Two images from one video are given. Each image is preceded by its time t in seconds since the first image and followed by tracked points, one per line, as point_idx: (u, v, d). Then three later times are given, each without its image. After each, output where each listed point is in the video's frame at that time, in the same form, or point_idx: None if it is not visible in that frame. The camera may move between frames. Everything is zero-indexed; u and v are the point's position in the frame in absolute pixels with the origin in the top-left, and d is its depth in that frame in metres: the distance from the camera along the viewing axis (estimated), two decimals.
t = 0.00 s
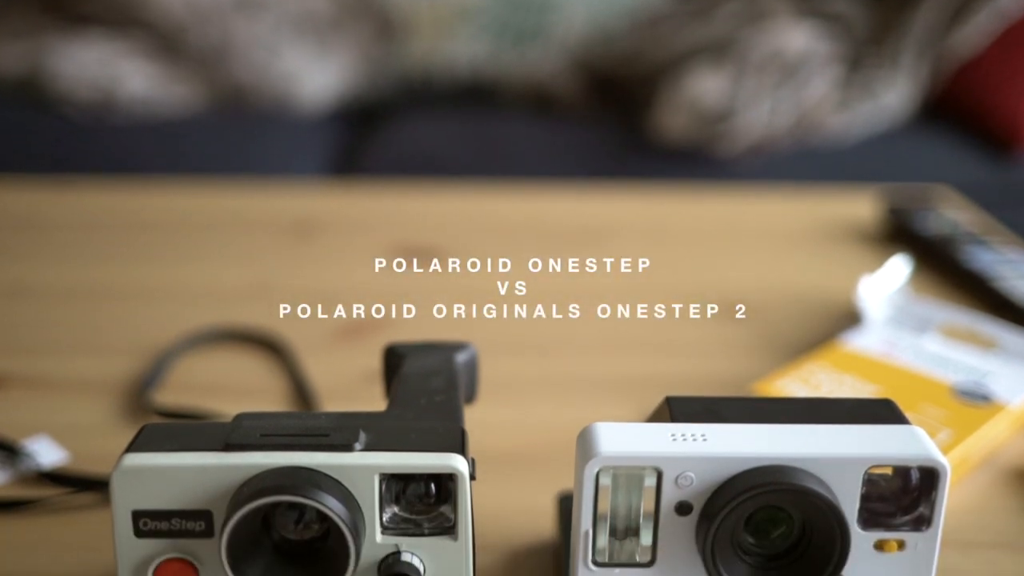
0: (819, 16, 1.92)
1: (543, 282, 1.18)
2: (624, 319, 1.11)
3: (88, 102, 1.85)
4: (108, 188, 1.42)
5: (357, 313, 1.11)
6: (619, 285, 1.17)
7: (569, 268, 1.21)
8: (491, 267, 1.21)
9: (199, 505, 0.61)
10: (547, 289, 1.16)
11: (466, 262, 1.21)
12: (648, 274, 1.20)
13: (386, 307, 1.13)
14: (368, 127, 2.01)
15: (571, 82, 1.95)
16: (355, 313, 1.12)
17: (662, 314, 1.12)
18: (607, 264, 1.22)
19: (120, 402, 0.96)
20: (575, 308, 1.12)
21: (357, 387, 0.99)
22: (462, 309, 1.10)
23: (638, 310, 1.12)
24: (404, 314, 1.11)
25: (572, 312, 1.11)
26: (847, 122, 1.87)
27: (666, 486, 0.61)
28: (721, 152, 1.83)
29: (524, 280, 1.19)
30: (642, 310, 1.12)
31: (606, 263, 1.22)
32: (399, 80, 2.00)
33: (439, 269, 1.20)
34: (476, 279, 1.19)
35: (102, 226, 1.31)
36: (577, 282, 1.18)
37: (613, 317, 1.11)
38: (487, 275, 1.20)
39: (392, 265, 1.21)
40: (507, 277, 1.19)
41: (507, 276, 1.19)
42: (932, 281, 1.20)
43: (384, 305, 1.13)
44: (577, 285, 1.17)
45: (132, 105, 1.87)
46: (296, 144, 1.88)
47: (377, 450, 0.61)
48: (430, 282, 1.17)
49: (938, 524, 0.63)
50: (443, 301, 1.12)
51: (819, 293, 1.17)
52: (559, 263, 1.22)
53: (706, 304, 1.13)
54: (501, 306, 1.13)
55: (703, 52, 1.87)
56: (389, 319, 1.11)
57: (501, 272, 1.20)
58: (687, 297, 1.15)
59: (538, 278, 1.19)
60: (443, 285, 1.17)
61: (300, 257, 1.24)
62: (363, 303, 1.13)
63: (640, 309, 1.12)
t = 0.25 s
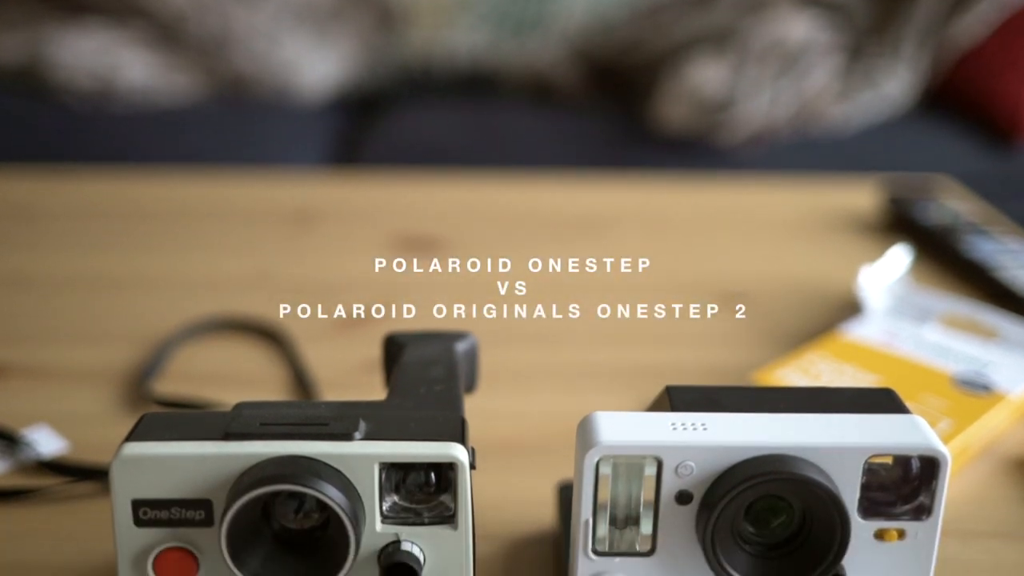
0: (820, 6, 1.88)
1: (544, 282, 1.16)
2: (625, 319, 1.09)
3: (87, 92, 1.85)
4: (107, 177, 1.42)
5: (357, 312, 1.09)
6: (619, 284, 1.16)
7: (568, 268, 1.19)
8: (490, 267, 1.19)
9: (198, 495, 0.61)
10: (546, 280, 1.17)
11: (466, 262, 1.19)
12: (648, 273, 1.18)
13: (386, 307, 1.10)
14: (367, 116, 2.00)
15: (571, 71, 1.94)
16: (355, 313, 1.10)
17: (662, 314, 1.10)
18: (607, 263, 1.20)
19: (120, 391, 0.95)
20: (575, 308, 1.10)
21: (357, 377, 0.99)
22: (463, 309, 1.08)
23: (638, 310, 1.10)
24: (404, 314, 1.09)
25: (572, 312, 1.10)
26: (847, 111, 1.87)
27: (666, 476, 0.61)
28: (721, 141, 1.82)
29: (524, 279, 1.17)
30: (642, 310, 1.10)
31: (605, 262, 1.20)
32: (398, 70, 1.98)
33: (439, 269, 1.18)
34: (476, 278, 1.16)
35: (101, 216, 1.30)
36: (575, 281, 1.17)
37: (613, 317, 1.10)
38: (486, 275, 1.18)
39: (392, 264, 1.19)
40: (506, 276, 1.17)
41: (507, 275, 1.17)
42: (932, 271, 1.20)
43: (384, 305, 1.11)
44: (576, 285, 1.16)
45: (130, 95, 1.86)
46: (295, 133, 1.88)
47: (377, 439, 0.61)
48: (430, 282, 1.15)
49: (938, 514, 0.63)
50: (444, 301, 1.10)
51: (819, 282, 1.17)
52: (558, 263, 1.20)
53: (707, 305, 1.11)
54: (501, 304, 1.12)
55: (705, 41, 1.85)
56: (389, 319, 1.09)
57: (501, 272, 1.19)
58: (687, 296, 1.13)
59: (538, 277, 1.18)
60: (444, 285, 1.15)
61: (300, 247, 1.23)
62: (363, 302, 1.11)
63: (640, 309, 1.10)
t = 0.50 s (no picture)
0: None
1: (544, 282, 1.14)
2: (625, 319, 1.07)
3: (86, 81, 1.85)
4: (106, 166, 1.42)
5: (357, 313, 1.07)
6: (619, 284, 1.13)
7: (568, 268, 1.17)
8: (491, 267, 1.16)
9: (198, 484, 0.61)
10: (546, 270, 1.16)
11: (466, 262, 1.16)
12: (648, 273, 1.15)
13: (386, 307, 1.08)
14: (367, 106, 2.00)
15: (572, 61, 1.93)
16: (355, 313, 1.07)
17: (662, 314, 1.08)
18: (607, 263, 1.17)
19: (120, 381, 0.95)
20: (575, 308, 1.08)
21: (357, 366, 0.98)
22: (462, 308, 1.05)
23: (638, 310, 1.08)
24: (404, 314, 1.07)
25: (572, 312, 1.07)
26: (848, 101, 1.86)
27: (666, 465, 0.61)
28: (722, 131, 1.82)
29: (524, 280, 1.15)
30: (642, 310, 1.08)
31: (606, 262, 1.18)
32: (397, 59, 1.97)
33: (439, 269, 1.15)
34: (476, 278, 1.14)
35: (101, 205, 1.30)
36: (576, 281, 1.14)
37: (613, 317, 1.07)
38: (486, 275, 1.15)
39: (392, 264, 1.16)
40: (507, 277, 1.15)
41: (507, 276, 1.15)
42: (933, 261, 1.19)
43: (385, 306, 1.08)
44: (577, 285, 1.13)
45: (129, 84, 1.86)
46: (294, 123, 1.87)
47: (377, 428, 0.61)
48: (430, 282, 1.12)
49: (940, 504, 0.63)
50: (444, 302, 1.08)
51: (820, 272, 1.17)
52: (558, 263, 1.17)
53: (707, 305, 1.09)
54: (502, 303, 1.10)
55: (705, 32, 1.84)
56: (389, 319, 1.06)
57: (502, 272, 1.16)
58: (687, 297, 1.10)
59: (538, 277, 1.15)
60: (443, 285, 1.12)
61: (299, 237, 1.23)
62: (363, 303, 1.09)
63: (640, 309, 1.08)
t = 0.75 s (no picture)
0: None
1: (544, 283, 1.12)
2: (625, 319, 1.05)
3: (84, 71, 1.84)
4: (104, 156, 1.41)
5: (357, 313, 1.05)
6: (619, 285, 1.11)
7: (568, 269, 1.15)
8: (491, 268, 1.14)
9: (198, 473, 0.60)
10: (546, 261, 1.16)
11: (466, 263, 1.14)
12: (648, 273, 1.13)
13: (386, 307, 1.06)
14: (366, 96, 1.99)
15: (571, 50, 1.92)
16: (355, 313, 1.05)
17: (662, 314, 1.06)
18: (607, 264, 1.15)
19: (119, 370, 0.95)
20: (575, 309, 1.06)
21: (357, 356, 0.98)
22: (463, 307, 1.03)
23: (638, 309, 1.06)
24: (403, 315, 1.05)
25: (572, 312, 1.06)
26: (848, 91, 1.86)
27: (666, 454, 0.61)
28: (723, 121, 1.82)
29: (524, 280, 1.13)
30: (642, 310, 1.06)
31: (606, 263, 1.16)
32: (396, 48, 1.97)
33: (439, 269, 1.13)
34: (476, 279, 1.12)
35: (100, 195, 1.30)
36: (576, 282, 1.12)
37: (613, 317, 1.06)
38: (486, 275, 1.13)
39: (392, 264, 1.14)
40: (506, 277, 1.13)
41: (507, 276, 1.13)
42: (934, 251, 1.19)
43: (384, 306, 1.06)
44: (577, 286, 1.11)
45: (127, 73, 1.85)
46: (293, 112, 1.87)
47: (377, 417, 0.61)
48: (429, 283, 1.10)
49: (940, 496, 0.63)
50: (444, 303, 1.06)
51: (820, 262, 1.17)
52: (559, 263, 1.16)
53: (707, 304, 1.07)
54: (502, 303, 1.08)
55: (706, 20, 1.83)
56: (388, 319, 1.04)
57: (501, 273, 1.14)
58: (687, 297, 1.09)
59: (539, 278, 1.13)
60: (443, 286, 1.10)
61: (299, 227, 1.23)
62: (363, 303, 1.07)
63: (640, 308, 1.06)
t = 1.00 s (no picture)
0: None
1: (544, 283, 1.10)
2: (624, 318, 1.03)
3: (84, 59, 1.84)
4: (104, 144, 1.41)
5: (357, 313, 1.03)
6: (620, 286, 1.09)
7: (568, 269, 1.12)
8: (491, 267, 1.12)
9: (198, 462, 0.60)
10: (546, 251, 1.16)
11: (466, 263, 1.12)
12: (648, 273, 1.11)
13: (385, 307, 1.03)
14: (366, 85, 1.99)
15: (572, 40, 1.92)
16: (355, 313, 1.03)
17: (662, 314, 1.04)
18: (607, 264, 1.13)
19: (119, 359, 0.95)
20: (575, 308, 1.04)
21: (357, 345, 0.98)
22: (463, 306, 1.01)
23: (638, 310, 1.04)
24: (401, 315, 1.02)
25: (572, 312, 1.03)
26: (849, 80, 1.85)
27: (666, 443, 0.61)
28: (725, 110, 1.81)
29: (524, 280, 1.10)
30: (642, 310, 1.04)
31: (606, 263, 1.14)
32: (396, 37, 1.96)
33: (438, 269, 1.11)
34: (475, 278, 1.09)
35: (100, 183, 1.30)
36: (576, 282, 1.10)
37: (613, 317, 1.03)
38: (486, 275, 1.11)
39: (392, 264, 1.12)
40: (506, 277, 1.11)
41: (507, 276, 1.11)
42: (935, 240, 1.19)
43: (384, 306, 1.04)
44: (578, 287, 1.09)
45: (126, 62, 1.85)
46: (293, 101, 1.87)
47: (377, 406, 0.61)
48: (427, 282, 1.08)
49: (940, 484, 0.63)
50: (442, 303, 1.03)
51: (821, 251, 1.17)
52: (559, 264, 1.13)
53: (707, 305, 1.05)
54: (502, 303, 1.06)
55: (706, 10, 1.81)
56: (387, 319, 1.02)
57: (501, 273, 1.12)
58: (687, 296, 1.06)
59: (539, 278, 1.11)
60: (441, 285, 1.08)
61: (299, 216, 1.23)
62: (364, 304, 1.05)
63: (640, 308, 1.04)
